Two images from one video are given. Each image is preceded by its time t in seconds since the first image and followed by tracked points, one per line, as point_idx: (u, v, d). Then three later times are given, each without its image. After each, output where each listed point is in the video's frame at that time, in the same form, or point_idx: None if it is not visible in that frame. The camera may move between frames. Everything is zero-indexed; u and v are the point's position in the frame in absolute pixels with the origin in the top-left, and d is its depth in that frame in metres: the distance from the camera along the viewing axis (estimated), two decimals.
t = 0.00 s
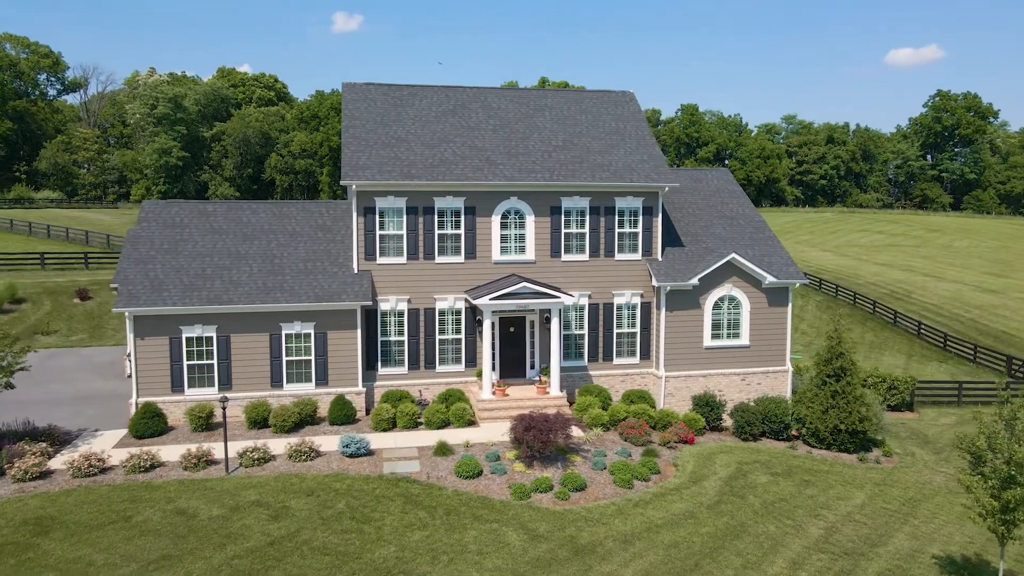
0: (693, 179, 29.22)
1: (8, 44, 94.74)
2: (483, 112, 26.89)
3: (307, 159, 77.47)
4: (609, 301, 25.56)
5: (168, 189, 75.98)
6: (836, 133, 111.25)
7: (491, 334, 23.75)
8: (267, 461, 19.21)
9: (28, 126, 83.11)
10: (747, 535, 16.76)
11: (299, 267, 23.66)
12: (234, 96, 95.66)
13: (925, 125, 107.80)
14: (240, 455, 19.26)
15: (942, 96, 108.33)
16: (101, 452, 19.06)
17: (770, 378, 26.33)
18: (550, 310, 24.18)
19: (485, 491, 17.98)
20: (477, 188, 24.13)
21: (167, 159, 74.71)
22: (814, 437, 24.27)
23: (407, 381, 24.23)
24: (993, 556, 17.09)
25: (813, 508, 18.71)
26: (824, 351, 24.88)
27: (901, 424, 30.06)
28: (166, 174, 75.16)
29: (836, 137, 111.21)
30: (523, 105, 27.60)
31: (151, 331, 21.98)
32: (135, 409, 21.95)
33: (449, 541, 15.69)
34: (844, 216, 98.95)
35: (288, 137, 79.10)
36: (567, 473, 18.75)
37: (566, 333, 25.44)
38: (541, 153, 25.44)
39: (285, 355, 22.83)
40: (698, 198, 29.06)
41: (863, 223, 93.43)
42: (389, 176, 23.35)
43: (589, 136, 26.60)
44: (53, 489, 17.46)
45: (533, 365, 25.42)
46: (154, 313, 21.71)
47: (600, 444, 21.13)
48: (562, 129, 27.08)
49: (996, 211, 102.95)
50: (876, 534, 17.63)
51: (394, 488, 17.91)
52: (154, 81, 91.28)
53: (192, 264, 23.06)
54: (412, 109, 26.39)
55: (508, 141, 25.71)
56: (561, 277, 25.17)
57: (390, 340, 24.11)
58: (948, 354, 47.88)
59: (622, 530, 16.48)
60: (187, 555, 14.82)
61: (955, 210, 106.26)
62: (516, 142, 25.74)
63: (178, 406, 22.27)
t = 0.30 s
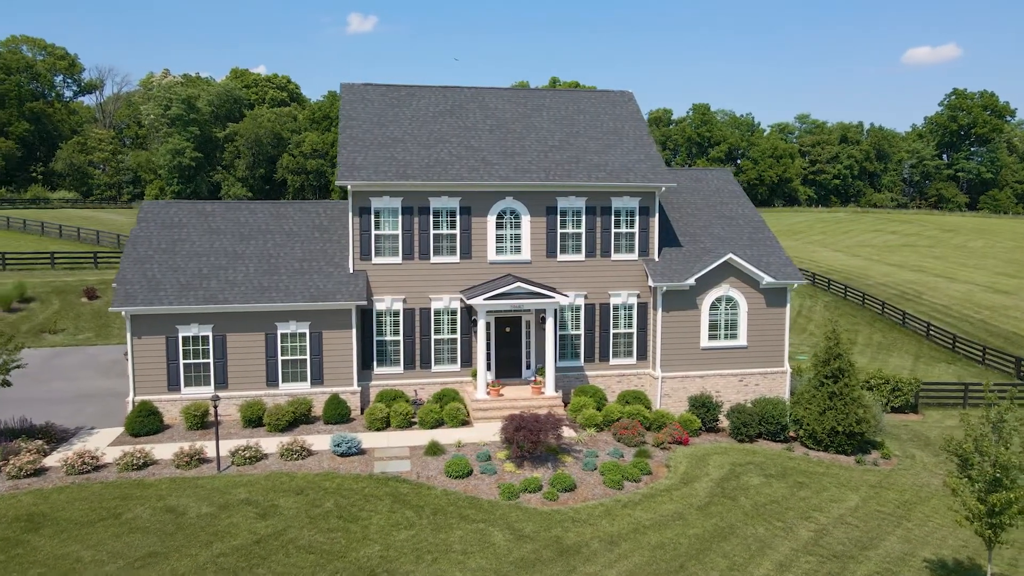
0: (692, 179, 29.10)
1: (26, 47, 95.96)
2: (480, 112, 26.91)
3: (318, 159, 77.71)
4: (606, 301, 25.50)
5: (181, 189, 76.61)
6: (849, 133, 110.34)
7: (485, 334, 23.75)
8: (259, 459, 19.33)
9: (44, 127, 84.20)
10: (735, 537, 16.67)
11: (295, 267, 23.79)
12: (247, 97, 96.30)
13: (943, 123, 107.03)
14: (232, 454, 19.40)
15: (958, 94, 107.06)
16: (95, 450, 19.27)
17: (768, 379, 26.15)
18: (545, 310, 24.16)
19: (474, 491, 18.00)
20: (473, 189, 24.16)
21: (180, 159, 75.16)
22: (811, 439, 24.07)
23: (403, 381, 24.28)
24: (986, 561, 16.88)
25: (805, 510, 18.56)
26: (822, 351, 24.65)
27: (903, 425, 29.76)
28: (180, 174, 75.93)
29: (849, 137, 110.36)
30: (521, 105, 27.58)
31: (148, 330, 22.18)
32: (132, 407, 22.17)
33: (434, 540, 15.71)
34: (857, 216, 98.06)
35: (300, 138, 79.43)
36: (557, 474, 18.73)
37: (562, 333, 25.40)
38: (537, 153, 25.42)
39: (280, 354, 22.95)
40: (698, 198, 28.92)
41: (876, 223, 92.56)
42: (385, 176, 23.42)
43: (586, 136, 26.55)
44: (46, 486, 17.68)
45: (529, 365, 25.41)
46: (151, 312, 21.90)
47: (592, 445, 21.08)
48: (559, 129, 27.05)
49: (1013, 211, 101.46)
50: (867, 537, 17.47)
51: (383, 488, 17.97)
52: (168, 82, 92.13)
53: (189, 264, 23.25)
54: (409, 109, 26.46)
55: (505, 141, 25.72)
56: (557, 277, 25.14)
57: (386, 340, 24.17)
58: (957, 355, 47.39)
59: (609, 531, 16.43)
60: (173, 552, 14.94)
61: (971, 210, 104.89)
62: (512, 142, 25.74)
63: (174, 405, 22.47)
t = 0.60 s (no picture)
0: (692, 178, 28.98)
1: (43, 49, 97.09)
2: (478, 112, 26.94)
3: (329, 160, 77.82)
4: (602, 301, 25.44)
5: (195, 190, 77.52)
6: (864, 132, 109.33)
7: (480, 334, 23.78)
8: (252, 458, 19.47)
9: (61, 128, 85.21)
10: (723, 539, 16.59)
11: (292, 267, 23.93)
12: (261, 98, 96.93)
13: (957, 122, 105.27)
14: (225, 452, 19.55)
15: (975, 93, 105.72)
16: (90, 448, 19.48)
17: (766, 380, 26.00)
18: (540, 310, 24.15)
19: (463, 490, 18.03)
20: (468, 188, 24.19)
21: (194, 159, 75.70)
22: (808, 440, 23.88)
23: (398, 381, 24.35)
24: (979, 565, 16.69)
25: (796, 513, 18.44)
26: (820, 352, 24.44)
27: (906, 427, 29.45)
28: (194, 175, 76.85)
29: (863, 136, 109.31)
30: (518, 105, 27.56)
31: (145, 330, 22.40)
32: (129, 405, 22.38)
33: (420, 539, 15.76)
34: (871, 216, 97.12)
35: (312, 138, 79.69)
36: (547, 474, 18.70)
37: (558, 333, 25.38)
38: (533, 153, 25.42)
39: (275, 353, 23.10)
40: (697, 198, 28.80)
41: (889, 224, 91.68)
42: (380, 177, 23.51)
43: (584, 136, 26.52)
44: (40, 483, 17.89)
45: (525, 365, 25.40)
46: (148, 311, 22.12)
47: (585, 445, 21.04)
48: (557, 129, 27.03)
49: None
50: (858, 540, 17.32)
51: (373, 487, 18.04)
52: (182, 84, 93.00)
53: (187, 264, 23.45)
54: (407, 109, 26.55)
55: (501, 141, 25.74)
56: (553, 277, 25.12)
57: (382, 339, 24.26)
58: (966, 357, 46.85)
59: (595, 532, 16.41)
60: (160, 550, 15.07)
61: (988, 210, 103.50)
62: (508, 142, 25.75)
63: (171, 403, 22.67)
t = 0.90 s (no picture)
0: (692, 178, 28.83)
1: (61, 51, 98.25)
2: (476, 112, 26.95)
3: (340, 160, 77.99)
4: (599, 301, 25.39)
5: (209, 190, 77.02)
6: (879, 131, 108.28)
7: (475, 334, 23.80)
8: (245, 456, 19.61)
9: (78, 129, 86.13)
10: (711, 541, 16.51)
11: (289, 267, 24.08)
12: (274, 98, 97.46)
13: (975, 121, 104.10)
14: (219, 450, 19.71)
15: (993, 91, 104.39)
16: (86, 446, 19.70)
17: (765, 381, 25.83)
18: (536, 310, 24.12)
19: (452, 490, 18.07)
20: (465, 189, 24.22)
21: (208, 159, 75.54)
22: (805, 442, 23.69)
23: (394, 380, 24.42)
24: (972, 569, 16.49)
25: (787, 515, 18.30)
26: (818, 353, 24.22)
27: (909, 429, 29.13)
28: (208, 174, 76.57)
29: (878, 135, 108.25)
30: (517, 105, 27.55)
31: (144, 328, 22.63)
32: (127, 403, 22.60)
33: (407, 539, 15.80)
34: (885, 216, 96.15)
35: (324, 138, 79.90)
36: (537, 474, 18.69)
37: (555, 333, 25.35)
38: (530, 153, 25.40)
39: (272, 352, 23.24)
40: (697, 198, 28.65)
41: (903, 224, 90.75)
42: (376, 177, 23.60)
43: (581, 135, 26.47)
44: (36, 480, 18.11)
45: (521, 365, 25.39)
46: (146, 310, 22.34)
47: (578, 446, 21.00)
48: (555, 129, 27.00)
49: None
50: (849, 543, 17.17)
51: (363, 486, 18.12)
52: (197, 85, 93.74)
53: (185, 263, 23.65)
54: (406, 109, 26.63)
55: (498, 141, 25.77)
56: (550, 277, 25.10)
57: (378, 339, 24.34)
58: (976, 359, 46.30)
59: (582, 532, 16.39)
60: (148, 547, 15.20)
61: (1005, 210, 102.09)
62: (505, 143, 25.75)
63: (169, 402, 22.88)
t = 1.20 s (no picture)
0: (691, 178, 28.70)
1: (78, 53, 99.40)
2: (474, 113, 26.98)
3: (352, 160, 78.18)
4: (595, 301, 25.34)
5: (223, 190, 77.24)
6: (894, 130, 107.12)
7: (470, 334, 23.83)
8: (238, 455, 19.76)
9: (95, 129, 86.93)
10: (699, 543, 16.43)
11: (286, 267, 24.21)
12: (288, 99, 97.93)
13: (993, 120, 102.76)
14: (213, 449, 19.86)
15: (1011, 90, 103.00)
16: (83, 443, 19.91)
17: (763, 382, 25.64)
18: (531, 310, 24.11)
19: (442, 490, 18.10)
20: (461, 189, 24.25)
21: (222, 160, 75.80)
22: (803, 444, 23.47)
23: (391, 379, 24.49)
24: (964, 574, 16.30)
25: (779, 517, 18.17)
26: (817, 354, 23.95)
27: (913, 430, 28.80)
28: (222, 174, 76.69)
29: (894, 135, 107.23)
30: (516, 105, 27.55)
31: (142, 328, 22.85)
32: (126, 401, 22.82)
33: (393, 538, 15.84)
34: (899, 216, 95.18)
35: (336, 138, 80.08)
36: (527, 475, 18.67)
37: (551, 334, 25.33)
38: (527, 153, 25.40)
39: (268, 352, 23.39)
40: (697, 198, 28.52)
41: (917, 224, 89.79)
42: (373, 177, 23.69)
43: (579, 135, 26.42)
44: (32, 476, 18.33)
45: (517, 365, 25.39)
46: (144, 309, 22.56)
47: (570, 446, 20.98)
48: (553, 128, 26.97)
49: None
50: (841, 546, 17.01)
51: (353, 485, 18.18)
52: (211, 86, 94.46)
53: (184, 263, 23.85)
54: (404, 110, 26.71)
55: (495, 141, 25.80)
56: (547, 277, 25.08)
57: (375, 338, 24.41)
58: (986, 361, 45.74)
59: (570, 533, 16.36)
60: (137, 544, 15.33)
61: None
62: (503, 143, 25.76)
63: (167, 400, 23.07)
